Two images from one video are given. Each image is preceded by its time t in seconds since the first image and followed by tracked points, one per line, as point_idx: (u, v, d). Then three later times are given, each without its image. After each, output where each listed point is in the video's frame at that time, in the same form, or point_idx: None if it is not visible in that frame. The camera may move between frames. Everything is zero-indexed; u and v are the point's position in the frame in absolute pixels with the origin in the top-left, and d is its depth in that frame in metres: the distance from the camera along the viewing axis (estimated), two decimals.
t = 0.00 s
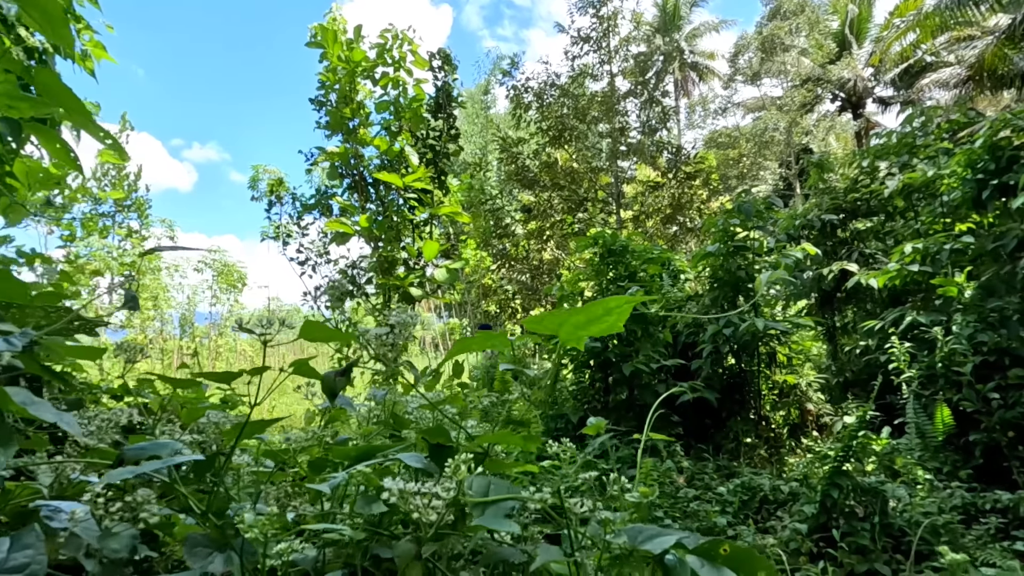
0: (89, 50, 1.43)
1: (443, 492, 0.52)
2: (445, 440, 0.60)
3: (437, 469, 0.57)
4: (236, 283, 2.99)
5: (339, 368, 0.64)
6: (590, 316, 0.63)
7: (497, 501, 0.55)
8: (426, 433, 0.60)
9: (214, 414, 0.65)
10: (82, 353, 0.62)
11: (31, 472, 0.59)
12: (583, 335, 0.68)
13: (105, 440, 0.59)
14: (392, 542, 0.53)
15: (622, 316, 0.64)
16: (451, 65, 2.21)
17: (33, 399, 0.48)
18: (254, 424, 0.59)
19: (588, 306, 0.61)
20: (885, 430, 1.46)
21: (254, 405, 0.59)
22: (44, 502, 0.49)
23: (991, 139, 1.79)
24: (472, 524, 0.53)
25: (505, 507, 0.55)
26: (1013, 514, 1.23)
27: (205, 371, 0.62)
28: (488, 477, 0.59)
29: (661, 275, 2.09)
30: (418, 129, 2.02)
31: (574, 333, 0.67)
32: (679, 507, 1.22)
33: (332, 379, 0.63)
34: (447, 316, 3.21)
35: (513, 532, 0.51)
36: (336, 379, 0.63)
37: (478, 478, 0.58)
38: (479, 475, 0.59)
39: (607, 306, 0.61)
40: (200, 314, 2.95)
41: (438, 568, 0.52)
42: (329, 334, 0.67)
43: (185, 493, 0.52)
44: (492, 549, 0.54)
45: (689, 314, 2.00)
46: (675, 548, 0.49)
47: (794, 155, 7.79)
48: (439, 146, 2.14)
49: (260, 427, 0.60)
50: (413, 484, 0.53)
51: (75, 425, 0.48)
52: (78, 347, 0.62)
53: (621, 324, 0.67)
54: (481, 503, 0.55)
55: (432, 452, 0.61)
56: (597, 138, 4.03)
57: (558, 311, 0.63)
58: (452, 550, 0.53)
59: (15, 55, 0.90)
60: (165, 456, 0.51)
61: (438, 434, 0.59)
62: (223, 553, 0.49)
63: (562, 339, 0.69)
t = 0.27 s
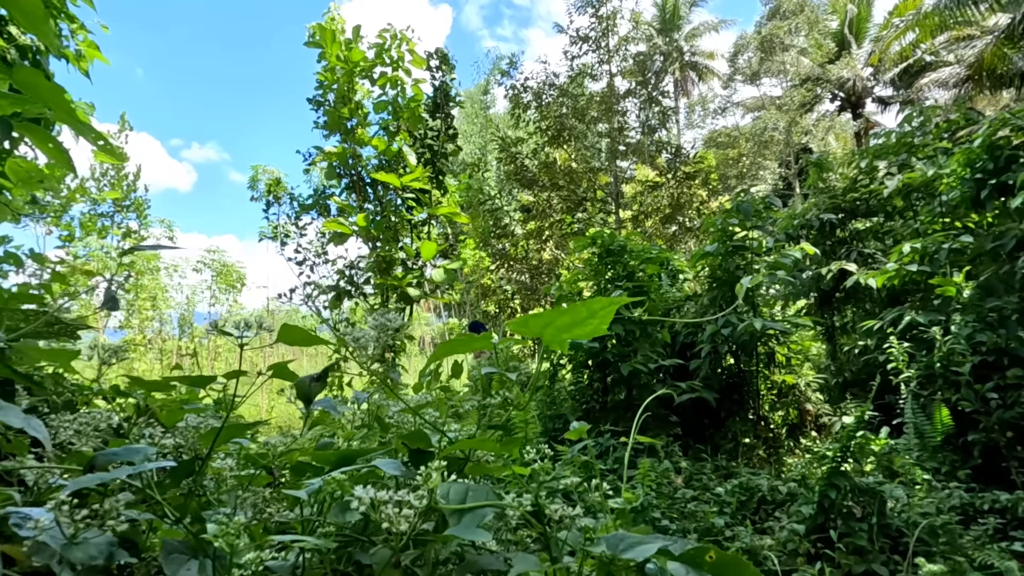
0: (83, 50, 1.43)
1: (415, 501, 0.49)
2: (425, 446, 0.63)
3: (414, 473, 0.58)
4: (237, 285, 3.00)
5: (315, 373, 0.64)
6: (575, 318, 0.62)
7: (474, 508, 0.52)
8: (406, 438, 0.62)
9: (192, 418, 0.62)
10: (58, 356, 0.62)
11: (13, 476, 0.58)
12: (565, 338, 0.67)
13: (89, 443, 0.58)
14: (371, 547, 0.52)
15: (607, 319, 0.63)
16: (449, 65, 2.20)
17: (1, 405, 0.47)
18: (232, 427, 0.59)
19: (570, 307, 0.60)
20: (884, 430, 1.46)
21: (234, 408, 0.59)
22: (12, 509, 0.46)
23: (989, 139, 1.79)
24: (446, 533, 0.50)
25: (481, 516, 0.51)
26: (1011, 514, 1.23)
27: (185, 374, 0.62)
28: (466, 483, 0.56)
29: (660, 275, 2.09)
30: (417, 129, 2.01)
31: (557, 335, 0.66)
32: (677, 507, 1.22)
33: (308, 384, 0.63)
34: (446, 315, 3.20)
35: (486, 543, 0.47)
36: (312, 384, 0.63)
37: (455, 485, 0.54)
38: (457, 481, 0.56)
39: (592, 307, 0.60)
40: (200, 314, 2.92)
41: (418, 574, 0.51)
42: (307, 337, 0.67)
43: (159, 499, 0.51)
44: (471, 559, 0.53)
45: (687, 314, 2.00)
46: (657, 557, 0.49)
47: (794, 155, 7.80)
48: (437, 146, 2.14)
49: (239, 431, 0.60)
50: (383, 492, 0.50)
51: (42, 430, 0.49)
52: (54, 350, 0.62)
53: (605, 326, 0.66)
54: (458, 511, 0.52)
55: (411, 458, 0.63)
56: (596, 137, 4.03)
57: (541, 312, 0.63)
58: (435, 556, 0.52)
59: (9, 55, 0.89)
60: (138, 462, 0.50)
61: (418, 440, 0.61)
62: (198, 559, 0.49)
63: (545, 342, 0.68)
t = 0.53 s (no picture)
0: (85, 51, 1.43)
1: (416, 496, 0.49)
2: (428, 442, 0.62)
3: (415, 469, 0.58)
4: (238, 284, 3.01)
5: (320, 366, 0.64)
6: (579, 322, 0.62)
7: (475, 503, 0.52)
8: (407, 434, 0.62)
9: (195, 416, 0.66)
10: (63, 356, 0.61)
11: (19, 474, 0.58)
12: (569, 340, 0.67)
13: (93, 441, 0.59)
14: (373, 543, 0.52)
15: (612, 324, 0.64)
16: (450, 65, 2.21)
17: (7, 401, 0.47)
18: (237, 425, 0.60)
19: (576, 312, 0.61)
20: (884, 431, 1.45)
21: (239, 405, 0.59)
22: (20, 503, 0.47)
23: (990, 139, 1.79)
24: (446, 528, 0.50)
25: (482, 512, 0.51)
26: (1011, 514, 1.24)
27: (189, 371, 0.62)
28: (467, 479, 0.56)
29: (660, 275, 2.09)
30: (418, 129, 2.01)
31: (561, 337, 0.66)
32: (677, 507, 1.22)
33: (314, 376, 0.63)
34: (446, 314, 3.20)
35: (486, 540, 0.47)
36: (317, 377, 0.63)
37: (455, 481, 0.54)
38: (457, 477, 0.56)
39: (598, 314, 0.61)
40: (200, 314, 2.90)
41: (419, 569, 0.52)
42: (310, 334, 0.67)
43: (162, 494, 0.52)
44: (470, 553, 0.53)
45: (688, 313, 2.00)
46: (654, 551, 0.50)
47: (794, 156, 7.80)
48: (438, 146, 2.14)
49: (245, 428, 0.60)
50: (385, 487, 0.50)
51: (49, 427, 0.49)
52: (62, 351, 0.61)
53: (610, 332, 0.66)
54: (458, 506, 0.52)
55: (414, 454, 0.62)
56: (597, 137, 4.03)
57: (547, 315, 0.63)
58: (436, 551, 0.53)
59: (11, 54, 0.90)
60: (142, 458, 0.50)
61: (420, 436, 0.61)
62: (202, 555, 0.49)
63: (549, 343, 0.68)
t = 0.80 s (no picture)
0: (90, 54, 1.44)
1: (425, 503, 0.50)
2: (432, 448, 0.64)
3: (422, 475, 0.60)
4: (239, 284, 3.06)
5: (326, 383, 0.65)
6: (573, 327, 0.63)
7: (481, 508, 0.53)
8: (413, 442, 0.62)
9: (209, 418, 0.63)
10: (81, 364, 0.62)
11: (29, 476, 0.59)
12: (566, 344, 0.68)
13: (105, 444, 0.59)
14: (382, 545, 0.54)
15: (606, 326, 0.64)
16: (451, 66, 2.22)
17: (31, 407, 0.48)
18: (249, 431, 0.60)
19: (569, 317, 0.61)
20: (884, 431, 1.46)
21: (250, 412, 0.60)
22: (42, 506, 0.47)
23: (990, 139, 1.79)
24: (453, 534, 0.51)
25: (488, 517, 0.52)
26: (1009, 514, 1.24)
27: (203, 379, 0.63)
28: (471, 484, 0.57)
29: (660, 275, 2.09)
30: (419, 130, 2.02)
31: (557, 341, 0.67)
32: (677, 507, 1.23)
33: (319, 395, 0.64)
34: (447, 314, 3.21)
35: (492, 545, 0.48)
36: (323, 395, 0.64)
37: (462, 487, 0.55)
38: (462, 482, 0.57)
39: (591, 318, 0.62)
40: (202, 314, 2.88)
41: (427, 572, 0.52)
42: (320, 344, 0.67)
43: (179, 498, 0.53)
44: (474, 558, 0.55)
45: (689, 314, 2.00)
46: (652, 554, 0.50)
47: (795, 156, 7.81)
48: (439, 147, 2.15)
49: (256, 434, 0.61)
50: (395, 493, 0.52)
51: (72, 433, 0.49)
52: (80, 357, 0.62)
53: (605, 334, 0.66)
54: (465, 511, 0.52)
55: (420, 461, 0.64)
56: (597, 137, 4.03)
57: (544, 320, 0.63)
58: (442, 553, 0.54)
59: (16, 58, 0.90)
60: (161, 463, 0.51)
61: (426, 443, 0.62)
62: (217, 556, 0.50)
63: (547, 347, 0.69)
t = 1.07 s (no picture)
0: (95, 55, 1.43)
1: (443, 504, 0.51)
2: (445, 450, 0.61)
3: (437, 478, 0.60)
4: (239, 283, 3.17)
5: (337, 388, 0.65)
6: (584, 330, 0.63)
7: (497, 509, 0.53)
8: (424, 442, 0.61)
9: (221, 422, 0.67)
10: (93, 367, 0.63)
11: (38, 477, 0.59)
12: (577, 346, 0.67)
13: (115, 445, 0.60)
14: (395, 547, 0.54)
15: (617, 329, 0.64)
16: (453, 66, 2.23)
17: (49, 410, 0.48)
18: (262, 434, 0.60)
19: (581, 321, 0.61)
20: (886, 430, 1.46)
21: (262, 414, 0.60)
22: (58, 509, 0.50)
23: (994, 139, 1.78)
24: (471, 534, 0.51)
25: (504, 517, 0.53)
26: (1012, 514, 1.24)
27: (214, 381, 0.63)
28: (486, 486, 0.57)
29: (662, 274, 2.09)
30: (420, 129, 2.01)
31: (569, 343, 0.66)
32: (679, 506, 1.23)
33: (331, 398, 0.64)
34: (449, 314, 3.21)
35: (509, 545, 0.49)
36: (335, 399, 0.64)
37: (477, 488, 0.56)
38: (478, 484, 0.57)
39: (602, 323, 0.61)
40: (204, 312, 2.81)
41: (440, 572, 0.52)
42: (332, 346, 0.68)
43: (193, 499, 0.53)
44: (487, 557, 0.54)
45: (691, 313, 2.00)
46: (667, 555, 0.50)
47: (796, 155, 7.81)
48: (441, 146, 2.15)
49: (269, 436, 0.61)
50: (414, 495, 0.53)
51: (89, 435, 0.49)
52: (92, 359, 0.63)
53: (616, 336, 0.66)
54: (480, 513, 0.53)
55: (432, 463, 0.62)
56: (599, 136, 4.02)
57: (556, 324, 0.62)
58: (453, 552, 0.54)
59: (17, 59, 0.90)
60: (176, 464, 0.51)
61: (437, 445, 0.61)
62: (232, 557, 0.50)
63: (558, 350, 0.68)
